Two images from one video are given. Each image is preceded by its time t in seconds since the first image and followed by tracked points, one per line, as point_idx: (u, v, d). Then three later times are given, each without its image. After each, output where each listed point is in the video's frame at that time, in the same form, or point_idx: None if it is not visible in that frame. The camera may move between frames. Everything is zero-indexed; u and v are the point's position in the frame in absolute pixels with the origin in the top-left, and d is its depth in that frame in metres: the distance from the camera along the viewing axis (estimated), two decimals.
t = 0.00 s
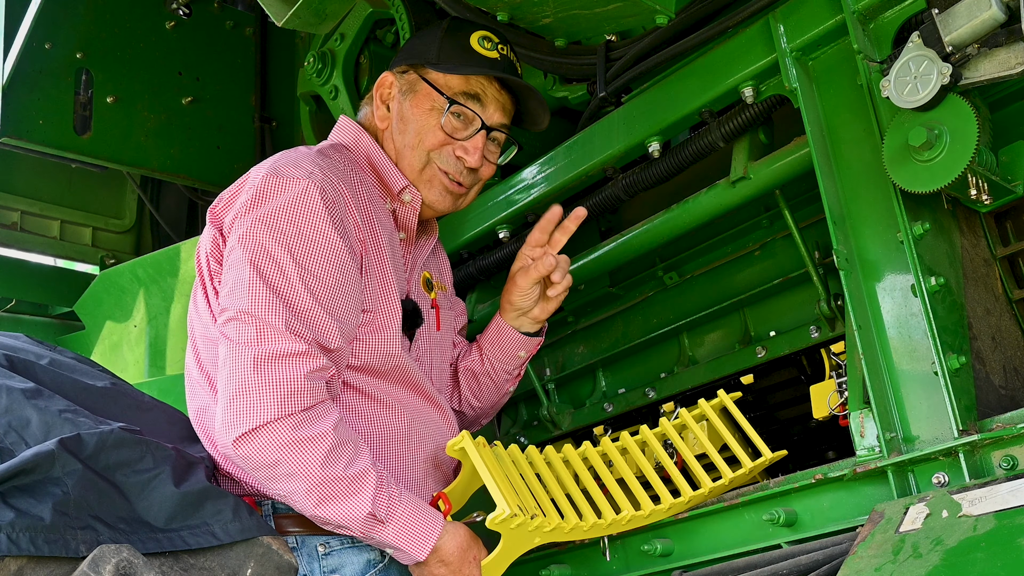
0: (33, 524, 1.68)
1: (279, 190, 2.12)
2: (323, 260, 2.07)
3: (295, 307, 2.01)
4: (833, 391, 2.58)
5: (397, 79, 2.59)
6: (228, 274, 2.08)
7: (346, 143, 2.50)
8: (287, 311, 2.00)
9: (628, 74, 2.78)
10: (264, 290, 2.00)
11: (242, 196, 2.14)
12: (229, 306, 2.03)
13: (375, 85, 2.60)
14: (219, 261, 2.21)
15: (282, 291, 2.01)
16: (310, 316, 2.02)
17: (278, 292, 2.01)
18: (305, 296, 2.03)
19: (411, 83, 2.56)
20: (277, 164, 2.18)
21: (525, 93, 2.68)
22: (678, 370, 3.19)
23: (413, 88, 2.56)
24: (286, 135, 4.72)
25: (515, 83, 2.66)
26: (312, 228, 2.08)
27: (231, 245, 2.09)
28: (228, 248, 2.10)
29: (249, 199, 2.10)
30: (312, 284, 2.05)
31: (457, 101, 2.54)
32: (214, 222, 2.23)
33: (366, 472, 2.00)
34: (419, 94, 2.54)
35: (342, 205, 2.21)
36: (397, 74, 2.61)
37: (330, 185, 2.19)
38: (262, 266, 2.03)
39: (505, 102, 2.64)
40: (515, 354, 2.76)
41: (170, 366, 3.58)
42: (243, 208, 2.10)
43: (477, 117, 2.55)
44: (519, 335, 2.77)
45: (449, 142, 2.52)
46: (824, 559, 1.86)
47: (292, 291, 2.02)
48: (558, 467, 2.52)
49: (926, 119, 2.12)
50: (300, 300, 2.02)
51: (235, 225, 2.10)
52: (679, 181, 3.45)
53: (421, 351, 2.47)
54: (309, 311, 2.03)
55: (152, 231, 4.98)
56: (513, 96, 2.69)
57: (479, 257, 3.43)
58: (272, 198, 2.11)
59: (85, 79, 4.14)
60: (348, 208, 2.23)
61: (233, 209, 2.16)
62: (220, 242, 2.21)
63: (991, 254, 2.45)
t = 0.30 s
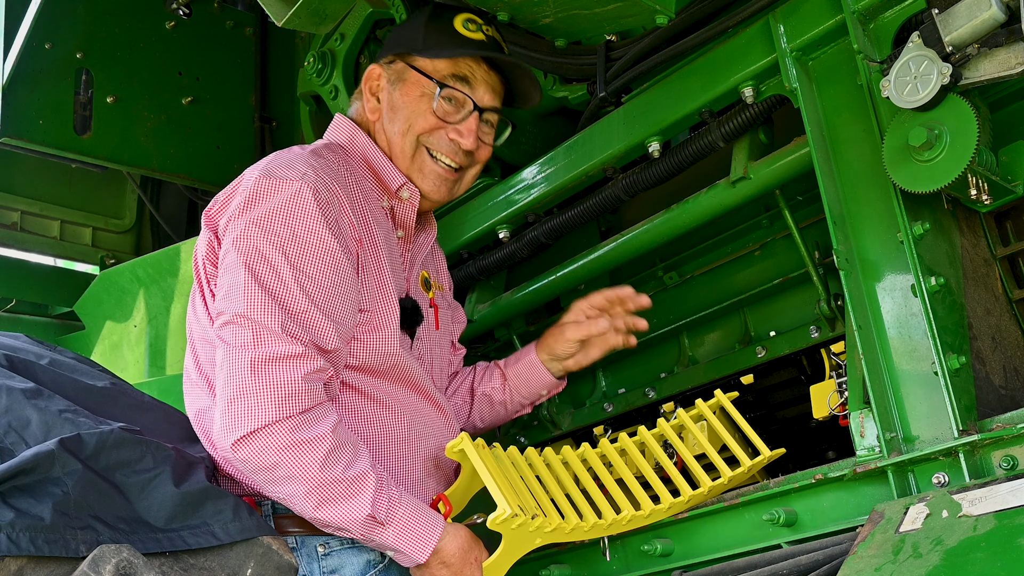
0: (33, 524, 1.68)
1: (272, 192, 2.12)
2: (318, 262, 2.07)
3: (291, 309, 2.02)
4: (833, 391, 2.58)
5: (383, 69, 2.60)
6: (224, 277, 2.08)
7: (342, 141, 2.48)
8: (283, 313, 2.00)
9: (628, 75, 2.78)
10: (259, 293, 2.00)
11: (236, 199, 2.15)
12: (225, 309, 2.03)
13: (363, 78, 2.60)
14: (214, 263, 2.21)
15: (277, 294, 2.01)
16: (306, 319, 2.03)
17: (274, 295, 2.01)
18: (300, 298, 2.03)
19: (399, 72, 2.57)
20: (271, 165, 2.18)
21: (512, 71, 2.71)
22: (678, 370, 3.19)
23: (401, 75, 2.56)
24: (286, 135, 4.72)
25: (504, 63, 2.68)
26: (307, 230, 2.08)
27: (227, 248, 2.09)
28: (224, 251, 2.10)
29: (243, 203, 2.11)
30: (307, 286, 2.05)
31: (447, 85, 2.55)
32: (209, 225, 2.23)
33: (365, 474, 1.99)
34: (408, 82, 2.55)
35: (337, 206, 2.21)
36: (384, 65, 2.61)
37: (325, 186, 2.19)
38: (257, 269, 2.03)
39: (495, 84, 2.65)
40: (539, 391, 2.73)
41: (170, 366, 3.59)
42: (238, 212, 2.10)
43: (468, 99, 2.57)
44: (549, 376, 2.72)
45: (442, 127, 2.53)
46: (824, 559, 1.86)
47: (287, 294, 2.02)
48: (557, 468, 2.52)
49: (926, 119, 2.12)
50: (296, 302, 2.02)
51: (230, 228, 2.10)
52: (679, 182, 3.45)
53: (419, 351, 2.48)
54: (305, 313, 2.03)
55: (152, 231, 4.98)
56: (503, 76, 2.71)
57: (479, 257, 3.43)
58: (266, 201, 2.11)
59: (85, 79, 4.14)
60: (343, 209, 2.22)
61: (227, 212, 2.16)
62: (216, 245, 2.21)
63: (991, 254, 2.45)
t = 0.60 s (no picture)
0: (33, 524, 1.68)
1: (265, 191, 2.11)
2: (313, 258, 2.07)
3: (286, 306, 2.01)
4: (833, 391, 2.58)
5: (396, 72, 2.58)
6: (218, 277, 2.07)
7: (326, 141, 2.46)
8: (280, 311, 2.00)
9: (628, 75, 2.77)
10: (255, 291, 2.00)
11: (228, 199, 2.14)
12: (220, 309, 2.03)
13: (372, 78, 2.55)
14: (207, 265, 2.20)
15: (274, 292, 2.01)
16: (302, 316, 2.02)
17: (270, 292, 2.01)
18: (296, 295, 2.03)
19: (418, 79, 2.59)
20: (262, 165, 2.17)
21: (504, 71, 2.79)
22: (678, 370, 3.19)
23: (421, 83, 2.59)
24: (286, 135, 4.72)
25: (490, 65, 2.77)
26: (301, 227, 2.08)
27: (221, 249, 2.09)
28: (218, 251, 2.10)
29: (236, 202, 2.10)
30: (303, 283, 2.04)
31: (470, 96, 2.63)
32: (200, 226, 2.22)
33: (365, 469, 2.00)
34: (430, 91, 2.59)
35: (330, 203, 2.20)
36: (393, 67, 2.59)
37: (317, 183, 2.19)
38: (253, 267, 2.02)
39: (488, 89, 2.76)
40: (528, 408, 2.76)
41: (170, 366, 3.59)
42: (230, 211, 2.10)
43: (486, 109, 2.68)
44: (541, 396, 2.75)
45: (465, 136, 2.64)
46: (824, 559, 1.87)
47: (283, 292, 2.02)
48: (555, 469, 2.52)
49: (926, 119, 2.12)
50: (291, 300, 2.02)
51: (223, 229, 2.10)
52: (679, 181, 3.45)
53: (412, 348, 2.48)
54: (301, 310, 2.03)
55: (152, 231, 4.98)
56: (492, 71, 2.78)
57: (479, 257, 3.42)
58: (258, 200, 2.10)
59: (85, 79, 4.14)
60: (336, 206, 2.22)
61: (219, 212, 2.16)
62: (208, 246, 2.20)
63: (991, 254, 2.45)
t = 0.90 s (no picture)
0: (33, 524, 1.68)
1: (257, 191, 2.11)
2: (306, 257, 2.07)
3: (280, 306, 2.01)
4: (833, 391, 2.57)
5: (391, 78, 2.57)
6: (211, 278, 2.07)
7: (314, 142, 2.48)
8: (274, 310, 2.00)
9: (628, 75, 2.77)
10: (249, 291, 2.00)
11: (220, 201, 2.14)
12: (214, 310, 2.03)
13: (366, 81, 2.55)
14: (200, 267, 2.20)
15: (267, 292, 2.01)
16: (296, 314, 2.03)
17: (263, 292, 2.01)
18: (290, 294, 2.03)
19: (412, 87, 2.58)
20: (253, 166, 2.17)
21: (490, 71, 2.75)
22: (678, 370, 3.19)
23: (415, 91, 2.58)
24: (286, 135, 4.72)
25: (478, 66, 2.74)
26: (293, 226, 2.08)
27: (214, 250, 2.09)
28: (211, 253, 2.10)
29: (228, 203, 2.10)
30: (297, 282, 2.05)
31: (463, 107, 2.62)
32: (192, 229, 2.22)
33: (363, 466, 2.00)
34: (423, 100, 2.58)
35: (321, 202, 2.20)
36: (388, 72, 2.58)
37: (308, 183, 2.19)
38: (246, 268, 2.03)
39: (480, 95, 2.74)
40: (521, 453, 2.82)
41: (170, 366, 3.59)
42: (222, 213, 2.10)
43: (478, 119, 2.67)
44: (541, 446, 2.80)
45: (454, 144, 2.64)
46: (824, 559, 1.86)
47: (277, 291, 2.02)
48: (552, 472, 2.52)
49: (926, 119, 2.12)
50: (285, 299, 2.02)
51: (216, 230, 2.10)
52: (679, 182, 3.45)
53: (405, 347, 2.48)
54: (295, 309, 2.03)
55: (152, 231, 4.98)
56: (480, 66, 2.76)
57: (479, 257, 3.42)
58: (250, 200, 2.10)
59: (85, 79, 4.14)
60: (328, 205, 2.22)
61: (211, 214, 2.16)
62: (201, 248, 2.20)
63: (991, 254, 2.45)
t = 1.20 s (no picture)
0: (33, 524, 1.68)
1: (249, 196, 2.11)
2: (300, 261, 2.07)
3: (274, 311, 2.02)
4: (833, 391, 2.57)
5: (386, 75, 2.58)
6: (205, 284, 2.08)
7: (310, 141, 2.49)
8: (268, 316, 2.00)
9: (628, 75, 2.77)
10: (243, 297, 2.00)
11: (213, 205, 2.14)
12: (209, 316, 2.03)
13: (361, 78, 2.55)
14: (195, 271, 2.21)
15: (261, 298, 2.01)
16: (291, 319, 2.03)
17: (257, 297, 2.01)
18: (284, 299, 2.03)
19: (407, 84, 2.58)
20: (246, 169, 2.17)
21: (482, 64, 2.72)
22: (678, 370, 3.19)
23: (410, 88, 2.58)
24: (286, 135, 4.73)
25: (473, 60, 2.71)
26: (286, 230, 2.08)
27: (207, 255, 2.09)
28: (204, 258, 2.10)
29: (220, 208, 2.10)
30: (290, 287, 2.05)
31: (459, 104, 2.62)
32: (186, 233, 2.23)
33: (360, 469, 2.00)
34: (419, 97, 2.58)
35: (315, 204, 2.20)
36: (384, 69, 2.58)
37: (301, 185, 2.19)
38: (240, 274, 2.03)
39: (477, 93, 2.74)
40: (527, 445, 2.81)
41: (170, 366, 3.59)
42: (215, 218, 2.10)
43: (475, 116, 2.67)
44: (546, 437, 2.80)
45: (451, 141, 2.64)
46: (824, 558, 1.86)
47: (271, 297, 2.02)
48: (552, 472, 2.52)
49: (926, 119, 2.12)
50: (279, 304, 2.02)
51: (209, 235, 2.10)
52: (679, 181, 3.45)
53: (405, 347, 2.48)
54: (289, 314, 2.03)
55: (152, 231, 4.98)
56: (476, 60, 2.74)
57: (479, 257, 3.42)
58: (243, 205, 2.10)
59: (85, 79, 4.14)
60: (322, 207, 2.22)
61: (205, 218, 2.16)
62: (195, 252, 2.21)
63: (991, 254, 2.45)
